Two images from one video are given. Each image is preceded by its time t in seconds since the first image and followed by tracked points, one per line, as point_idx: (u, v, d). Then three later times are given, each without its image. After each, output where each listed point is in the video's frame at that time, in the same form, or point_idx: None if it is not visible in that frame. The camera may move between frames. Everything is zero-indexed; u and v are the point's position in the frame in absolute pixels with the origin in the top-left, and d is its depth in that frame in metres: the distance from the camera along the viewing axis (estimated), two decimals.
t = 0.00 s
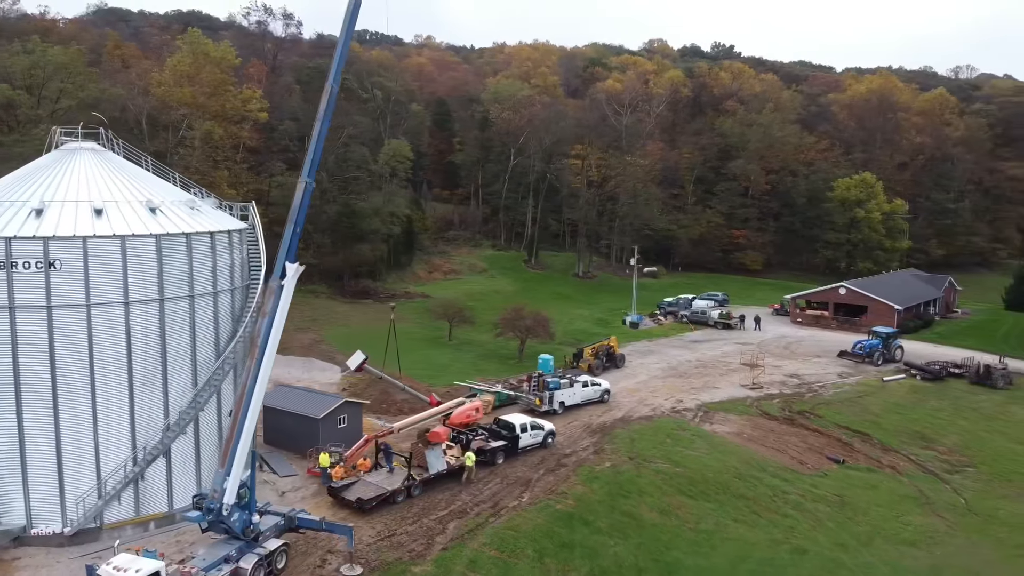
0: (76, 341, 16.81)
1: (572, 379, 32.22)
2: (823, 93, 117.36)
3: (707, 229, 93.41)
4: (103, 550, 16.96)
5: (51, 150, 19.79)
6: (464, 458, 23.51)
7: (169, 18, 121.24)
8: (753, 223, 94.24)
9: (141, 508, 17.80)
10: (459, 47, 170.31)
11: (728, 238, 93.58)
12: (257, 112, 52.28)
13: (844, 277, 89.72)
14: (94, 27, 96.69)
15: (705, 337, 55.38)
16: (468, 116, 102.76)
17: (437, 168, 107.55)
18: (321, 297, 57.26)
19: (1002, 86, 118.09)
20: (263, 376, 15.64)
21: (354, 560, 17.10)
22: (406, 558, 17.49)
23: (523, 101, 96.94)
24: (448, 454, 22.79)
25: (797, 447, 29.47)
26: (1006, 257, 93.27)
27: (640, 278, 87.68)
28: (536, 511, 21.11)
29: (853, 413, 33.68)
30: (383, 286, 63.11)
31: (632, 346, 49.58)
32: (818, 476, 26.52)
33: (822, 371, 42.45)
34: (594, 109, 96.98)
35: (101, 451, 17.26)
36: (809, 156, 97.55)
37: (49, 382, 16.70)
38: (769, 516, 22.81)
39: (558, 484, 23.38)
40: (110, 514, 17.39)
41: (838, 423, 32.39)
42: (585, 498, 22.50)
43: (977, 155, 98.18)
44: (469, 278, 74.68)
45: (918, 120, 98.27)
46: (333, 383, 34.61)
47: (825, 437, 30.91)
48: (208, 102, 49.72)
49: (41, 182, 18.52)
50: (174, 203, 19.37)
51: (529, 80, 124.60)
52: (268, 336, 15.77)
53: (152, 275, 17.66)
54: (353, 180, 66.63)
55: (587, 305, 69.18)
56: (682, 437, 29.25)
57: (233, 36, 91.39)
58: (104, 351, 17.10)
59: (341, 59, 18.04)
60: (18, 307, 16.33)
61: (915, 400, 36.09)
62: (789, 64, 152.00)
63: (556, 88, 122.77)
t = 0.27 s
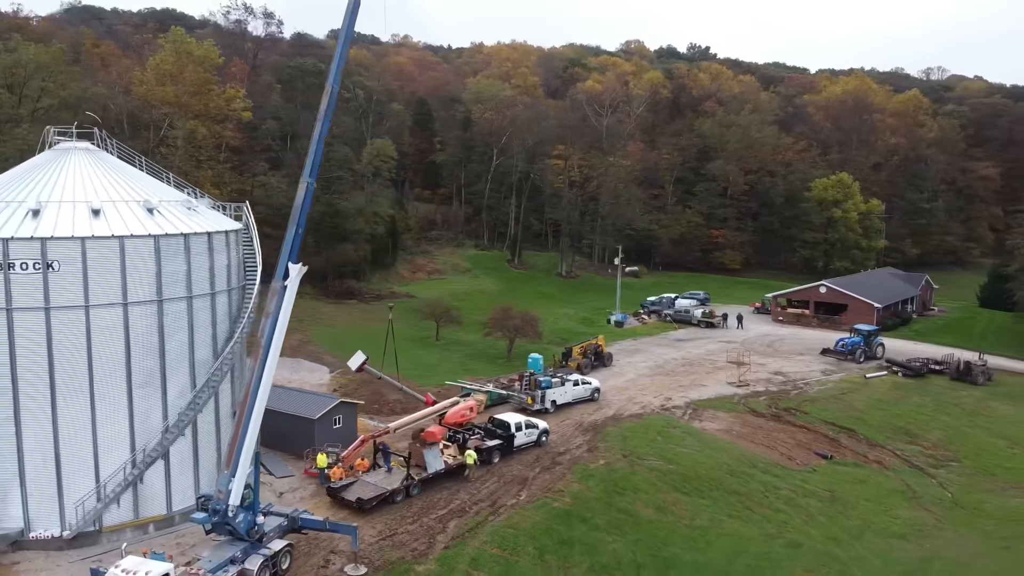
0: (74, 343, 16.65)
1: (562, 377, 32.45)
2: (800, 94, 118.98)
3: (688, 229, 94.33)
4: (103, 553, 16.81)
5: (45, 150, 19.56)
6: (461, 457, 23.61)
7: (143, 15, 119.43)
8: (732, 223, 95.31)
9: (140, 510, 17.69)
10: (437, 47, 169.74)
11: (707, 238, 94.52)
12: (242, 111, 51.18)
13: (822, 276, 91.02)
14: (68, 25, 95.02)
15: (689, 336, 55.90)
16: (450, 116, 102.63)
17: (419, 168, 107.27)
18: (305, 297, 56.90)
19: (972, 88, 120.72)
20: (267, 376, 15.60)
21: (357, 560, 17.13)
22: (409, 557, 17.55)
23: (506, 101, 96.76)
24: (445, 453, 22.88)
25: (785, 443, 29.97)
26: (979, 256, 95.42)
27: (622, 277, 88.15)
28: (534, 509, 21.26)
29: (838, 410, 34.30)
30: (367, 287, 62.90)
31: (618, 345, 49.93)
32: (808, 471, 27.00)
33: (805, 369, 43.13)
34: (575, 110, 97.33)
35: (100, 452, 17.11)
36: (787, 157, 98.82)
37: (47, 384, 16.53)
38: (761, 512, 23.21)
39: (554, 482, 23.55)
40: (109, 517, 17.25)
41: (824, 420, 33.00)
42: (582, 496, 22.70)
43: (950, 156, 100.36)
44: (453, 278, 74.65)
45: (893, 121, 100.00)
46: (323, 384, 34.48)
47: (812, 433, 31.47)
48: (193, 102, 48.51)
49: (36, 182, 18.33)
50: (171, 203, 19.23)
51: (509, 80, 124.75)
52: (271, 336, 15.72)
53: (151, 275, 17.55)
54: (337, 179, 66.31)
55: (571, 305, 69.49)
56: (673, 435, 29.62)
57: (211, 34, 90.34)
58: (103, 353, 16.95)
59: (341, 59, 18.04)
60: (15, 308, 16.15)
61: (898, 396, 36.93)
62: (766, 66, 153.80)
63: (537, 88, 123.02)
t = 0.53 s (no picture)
0: (77, 344, 16.53)
1: (557, 377, 32.62)
2: (781, 95, 120.17)
3: (672, 228, 94.92)
4: (107, 556, 16.70)
5: (42, 150, 19.35)
6: (461, 456, 23.68)
7: (122, 14, 117.80)
8: (714, 222, 95.96)
9: (143, 512, 17.61)
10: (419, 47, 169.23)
11: (691, 237, 95.30)
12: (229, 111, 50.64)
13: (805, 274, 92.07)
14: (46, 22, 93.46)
15: (677, 334, 56.33)
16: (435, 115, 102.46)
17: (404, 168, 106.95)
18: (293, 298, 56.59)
19: (949, 90, 122.78)
20: (275, 377, 15.60)
21: (364, 559, 17.18)
22: (415, 556, 17.62)
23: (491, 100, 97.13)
24: (445, 452, 22.94)
25: (777, 440, 30.40)
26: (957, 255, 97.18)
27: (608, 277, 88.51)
28: (536, 507, 21.38)
29: (827, 407, 34.83)
30: (355, 287, 62.64)
31: (608, 344, 50.22)
32: (801, 467, 27.41)
33: (793, 367, 43.70)
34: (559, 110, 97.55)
35: (103, 454, 17.00)
36: (770, 157, 99.84)
37: (50, 387, 16.39)
38: (758, 508, 23.57)
39: (553, 480, 23.70)
40: (112, 519, 17.16)
41: (814, 417, 33.51)
42: (581, 494, 22.88)
43: (928, 156, 102.04)
44: (440, 278, 74.61)
45: (873, 122, 101.38)
46: (317, 385, 34.36)
47: (804, 430, 31.96)
48: (181, 102, 47.72)
49: (35, 183, 18.15)
50: (171, 203, 19.13)
51: (493, 80, 124.78)
52: (279, 337, 15.70)
53: (153, 276, 17.44)
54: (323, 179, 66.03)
55: (559, 304, 69.75)
56: (668, 432, 29.92)
57: (193, 32, 89.36)
58: (106, 354, 16.83)
59: (345, 60, 18.07)
60: (17, 310, 16.00)
61: (885, 392, 37.57)
62: (746, 67, 155.14)
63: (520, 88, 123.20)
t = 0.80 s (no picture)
0: (80, 345, 16.43)
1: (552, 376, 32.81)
2: (763, 96, 121.30)
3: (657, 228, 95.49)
4: (111, 559, 16.61)
5: (41, 150, 19.18)
6: (461, 455, 23.74)
7: (100, 12, 116.15)
8: (698, 222, 96.67)
9: (146, 514, 17.55)
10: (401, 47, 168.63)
11: (675, 237, 95.98)
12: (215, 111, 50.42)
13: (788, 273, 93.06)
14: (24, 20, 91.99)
15: (666, 333, 56.74)
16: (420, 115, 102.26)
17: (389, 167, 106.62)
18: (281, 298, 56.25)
19: (927, 91, 124.74)
20: (283, 377, 15.61)
21: (372, 558, 17.23)
22: (421, 554, 17.68)
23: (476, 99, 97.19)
24: (446, 452, 23.00)
25: (770, 437, 30.81)
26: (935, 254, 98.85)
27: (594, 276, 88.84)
28: (537, 506, 21.52)
29: (816, 404, 35.34)
30: (343, 287, 62.39)
31: (598, 343, 50.49)
32: (793, 464, 27.81)
33: (781, 365, 44.27)
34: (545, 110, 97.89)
35: (107, 456, 16.92)
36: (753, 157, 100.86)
37: (53, 388, 16.29)
38: (754, 504, 23.92)
39: (552, 478, 23.85)
40: (116, 522, 17.07)
41: (804, 414, 34.02)
42: (581, 491, 23.05)
43: (907, 157, 103.67)
44: (428, 278, 74.54)
45: (855, 123, 102.62)
46: (310, 386, 34.24)
47: (794, 427, 32.44)
48: (169, 102, 47.35)
49: (34, 183, 18.01)
50: (172, 203, 19.05)
51: (477, 80, 124.86)
52: (286, 338, 15.70)
53: (156, 277, 17.37)
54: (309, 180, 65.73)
55: (546, 303, 69.99)
56: (663, 430, 30.24)
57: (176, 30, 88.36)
58: (109, 355, 16.76)
59: (348, 60, 18.11)
60: (20, 311, 15.90)
61: (872, 389, 38.18)
62: (727, 68, 156.48)
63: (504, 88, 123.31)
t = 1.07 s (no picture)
0: (85, 347, 16.32)
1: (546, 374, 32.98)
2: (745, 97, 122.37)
3: (642, 228, 96.03)
4: (116, 561, 16.53)
5: (39, 150, 19.02)
6: (461, 454, 23.80)
7: (78, 9, 114.35)
8: (682, 222, 97.37)
9: (150, 516, 17.50)
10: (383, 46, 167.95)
11: (659, 237, 96.53)
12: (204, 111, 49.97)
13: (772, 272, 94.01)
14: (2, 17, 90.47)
15: (654, 332, 57.11)
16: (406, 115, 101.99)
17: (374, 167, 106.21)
18: (269, 298, 55.88)
19: (905, 92, 126.65)
20: (291, 377, 15.62)
21: (378, 557, 17.29)
22: (427, 553, 17.76)
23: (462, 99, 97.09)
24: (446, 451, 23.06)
25: (762, 434, 31.21)
26: (915, 253, 100.39)
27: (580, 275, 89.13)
28: (538, 504, 21.67)
29: (806, 401, 35.84)
30: (330, 287, 62.11)
31: (587, 342, 50.74)
32: (787, 460, 28.21)
33: (769, 363, 44.80)
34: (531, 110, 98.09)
35: (111, 458, 16.84)
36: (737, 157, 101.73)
37: (57, 390, 16.16)
38: (750, 500, 24.24)
39: (551, 476, 24.02)
40: (120, 524, 17.00)
41: (795, 411, 34.49)
42: (581, 489, 23.22)
43: (887, 157, 105.19)
44: (415, 278, 74.42)
45: (834, 124, 104.21)
46: (304, 387, 34.12)
47: (786, 424, 32.89)
48: (156, 102, 46.83)
49: (33, 183, 17.85)
50: (173, 204, 18.97)
51: (462, 80, 124.77)
52: (294, 338, 15.70)
53: (160, 278, 17.29)
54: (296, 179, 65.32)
55: (534, 303, 70.19)
56: (657, 428, 30.53)
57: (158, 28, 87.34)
58: (114, 357, 16.67)
59: (352, 61, 18.14)
60: (24, 313, 15.77)
61: (860, 386, 38.79)
62: (709, 69, 157.69)
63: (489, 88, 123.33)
